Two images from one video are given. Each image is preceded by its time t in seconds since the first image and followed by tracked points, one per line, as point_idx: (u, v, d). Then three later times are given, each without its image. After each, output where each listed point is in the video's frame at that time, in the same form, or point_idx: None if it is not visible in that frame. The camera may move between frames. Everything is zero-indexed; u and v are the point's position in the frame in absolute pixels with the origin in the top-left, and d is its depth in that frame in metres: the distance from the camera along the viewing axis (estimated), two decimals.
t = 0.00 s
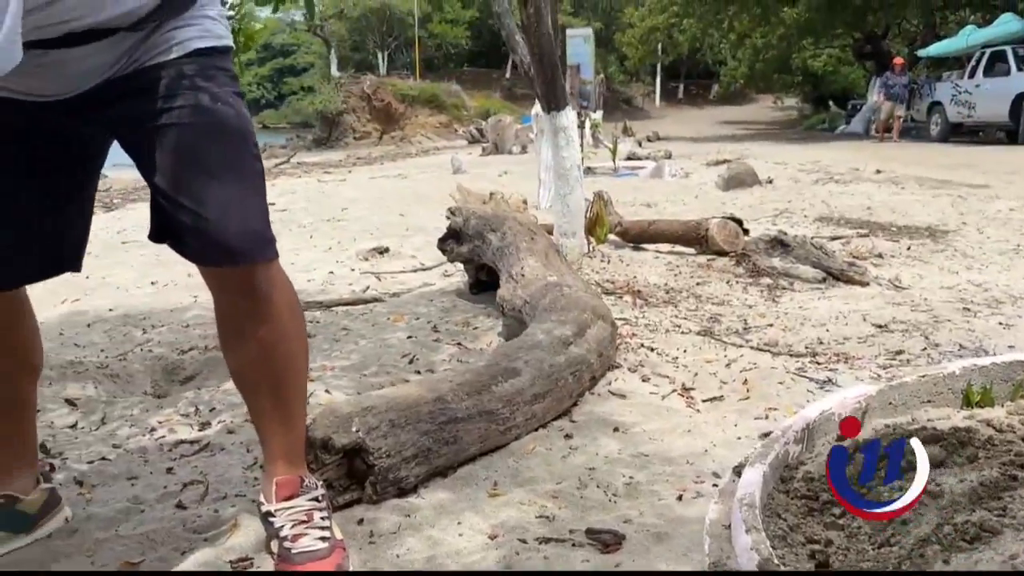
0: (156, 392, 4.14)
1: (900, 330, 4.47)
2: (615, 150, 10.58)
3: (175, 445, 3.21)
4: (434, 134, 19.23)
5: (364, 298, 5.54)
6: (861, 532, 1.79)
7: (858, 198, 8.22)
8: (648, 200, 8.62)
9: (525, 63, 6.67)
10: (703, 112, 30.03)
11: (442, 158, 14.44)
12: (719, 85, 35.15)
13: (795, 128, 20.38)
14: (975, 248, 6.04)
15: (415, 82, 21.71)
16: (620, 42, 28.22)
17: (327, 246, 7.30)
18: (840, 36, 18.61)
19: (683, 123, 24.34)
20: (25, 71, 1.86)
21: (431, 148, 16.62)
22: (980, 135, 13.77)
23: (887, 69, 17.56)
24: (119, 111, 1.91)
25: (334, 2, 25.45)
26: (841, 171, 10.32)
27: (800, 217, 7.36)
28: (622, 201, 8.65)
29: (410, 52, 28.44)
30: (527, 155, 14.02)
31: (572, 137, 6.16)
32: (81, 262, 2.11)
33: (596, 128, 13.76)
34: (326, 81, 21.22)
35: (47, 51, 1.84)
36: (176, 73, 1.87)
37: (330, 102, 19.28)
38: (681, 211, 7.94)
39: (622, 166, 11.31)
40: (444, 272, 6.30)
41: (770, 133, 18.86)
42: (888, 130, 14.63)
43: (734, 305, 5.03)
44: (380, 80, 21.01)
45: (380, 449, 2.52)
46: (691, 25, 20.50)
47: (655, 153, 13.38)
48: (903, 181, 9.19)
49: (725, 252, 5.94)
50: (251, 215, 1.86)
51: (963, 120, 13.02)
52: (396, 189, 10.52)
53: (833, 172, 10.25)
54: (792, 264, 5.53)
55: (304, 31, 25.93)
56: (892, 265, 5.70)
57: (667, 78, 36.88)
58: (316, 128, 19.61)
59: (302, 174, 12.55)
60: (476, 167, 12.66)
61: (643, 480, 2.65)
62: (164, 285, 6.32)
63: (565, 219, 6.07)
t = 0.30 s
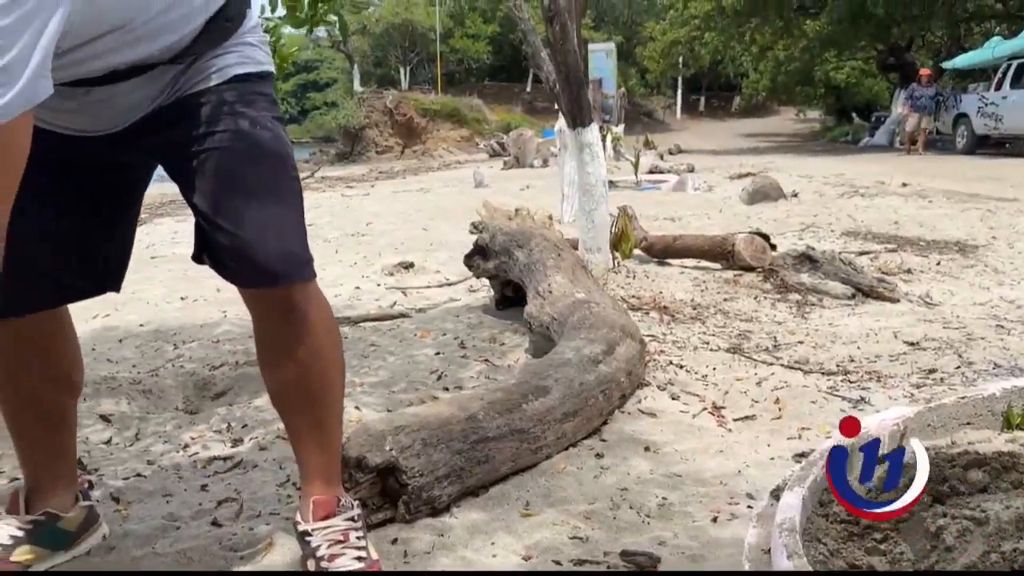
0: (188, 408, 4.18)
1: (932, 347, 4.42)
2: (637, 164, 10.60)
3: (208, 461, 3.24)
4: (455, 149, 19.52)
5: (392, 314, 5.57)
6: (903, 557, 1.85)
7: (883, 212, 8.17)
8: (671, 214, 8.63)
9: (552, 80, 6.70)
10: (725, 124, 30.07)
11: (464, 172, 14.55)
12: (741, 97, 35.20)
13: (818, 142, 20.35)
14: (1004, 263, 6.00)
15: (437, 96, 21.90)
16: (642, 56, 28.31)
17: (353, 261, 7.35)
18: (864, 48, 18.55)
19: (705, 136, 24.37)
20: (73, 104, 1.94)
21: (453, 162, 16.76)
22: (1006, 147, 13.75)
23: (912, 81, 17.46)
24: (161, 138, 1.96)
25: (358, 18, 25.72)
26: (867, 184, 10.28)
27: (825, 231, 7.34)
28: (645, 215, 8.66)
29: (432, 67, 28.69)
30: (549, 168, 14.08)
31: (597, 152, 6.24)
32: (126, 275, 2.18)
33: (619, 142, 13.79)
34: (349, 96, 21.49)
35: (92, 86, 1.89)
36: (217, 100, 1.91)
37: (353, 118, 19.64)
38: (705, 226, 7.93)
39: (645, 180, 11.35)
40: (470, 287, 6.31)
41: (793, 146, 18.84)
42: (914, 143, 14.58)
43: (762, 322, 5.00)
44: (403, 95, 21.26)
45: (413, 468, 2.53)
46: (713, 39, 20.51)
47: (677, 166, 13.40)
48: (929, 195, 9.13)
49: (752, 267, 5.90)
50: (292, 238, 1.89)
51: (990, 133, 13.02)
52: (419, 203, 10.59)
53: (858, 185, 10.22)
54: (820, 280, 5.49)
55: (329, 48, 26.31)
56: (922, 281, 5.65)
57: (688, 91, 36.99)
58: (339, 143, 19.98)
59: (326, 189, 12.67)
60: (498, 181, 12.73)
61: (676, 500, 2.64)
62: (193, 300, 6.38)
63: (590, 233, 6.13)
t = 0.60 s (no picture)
0: (216, 424, 4.20)
1: (964, 366, 4.36)
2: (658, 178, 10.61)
3: (238, 479, 3.25)
4: (475, 163, 19.71)
5: (417, 330, 5.57)
6: None
7: (909, 227, 8.12)
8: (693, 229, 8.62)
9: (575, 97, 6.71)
10: (746, 138, 30.07)
11: (484, 186, 14.64)
12: (761, 110, 35.20)
13: (839, 155, 20.29)
14: None
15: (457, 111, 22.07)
16: (660, 70, 28.40)
17: (376, 276, 7.38)
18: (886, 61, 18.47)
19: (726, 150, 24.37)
20: (109, 126, 1.93)
21: (473, 177, 16.88)
22: None
23: (936, 94, 17.36)
24: (198, 159, 2.00)
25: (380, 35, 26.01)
26: (890, 198, 10.22)
27: (850, 246, 7.31)
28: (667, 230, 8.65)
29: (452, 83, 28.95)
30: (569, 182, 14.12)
31: (622, 168, 6.23)
32: (162, 290, 2.23)
33: (639, 155, 13.81)
34: (370, 111, 21.71)
35: (128, 112, 1.88)
36: (255, 124, 1.94)
37: (373, 132, 19.93)
38: (728, 240, 7.91)
39: (665, 194, 11.36)
40: (494, 302, 6.32)
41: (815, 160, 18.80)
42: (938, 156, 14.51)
43: (790, 339, 4.96)
44: (423, 111, 21.46)
45: (444, 488, 2.52)
46: (733, 53, 20.53)
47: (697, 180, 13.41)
48: (954, 209, 9.07)
49: (778, 282, 5.88)
50: (323, 260, 1.90)
51: (1016, 146, 12.97)
52: (440, 217, 10.65)
53: (880, 199, 10.18)
54: (848, 297, 5.43)
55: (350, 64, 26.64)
56: (951, 297, 5.59)
57: (708, 105, 37.03)
58: (358, 157, 20.35)
59: (348, 204, 12.80)
60: (519, 195, 12.78)
61: (708, 522, 2.62)
62: (219, 315, 6.44)
63: (614, 249, 6.11)
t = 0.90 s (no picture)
0: (242, 441, 4.22)
1: (994, 385, 4.31)
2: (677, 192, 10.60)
3: (265, 497, 3.26)
4: (491, 178, 19.85)
5: (440, 346, 5.58)
6: None
7: (932, 242, 8.06)
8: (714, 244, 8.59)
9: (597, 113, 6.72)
10: (765, 152, 30.07)
11: (502, 201, 14.70)
12: (780, 124, 35.22)
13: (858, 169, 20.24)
14: None
15: (476, 127, 22.22)
16: (678, 85, 28.44)
17: (398, 292, 7.40)
18: (906, 75, 18.40)
19: (744, 164, 24.35)
20: (137, 144, 1.95)
21: (490, 191, 16.97)
22: None
23: (957, 108, 17.27)
24: (227, 180, 2.01)
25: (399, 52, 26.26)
26: (911, 213, 10.16)
27: (873, 261, 7.26)
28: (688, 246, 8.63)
29: (470, 98, 29.16)
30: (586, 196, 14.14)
31: (644, 184, 6.22)
32: (194, 309, 2.24)
33: (657, 169, 13.81)
34: (387, 125, 21.90)
35: (157, 129, 1.90)
36: (287, 148, 1.96)
37: (391, 147, 20.12)
38: (748, 256, 7.89)
39: (684, 210, 11.36)
40: (515, 318, 6.31)
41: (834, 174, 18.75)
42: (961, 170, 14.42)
43: (815, 357, 4.92)
44: (441, 127, 21.64)
45: (472, 508, 2.52)
46: (751, 67, 20.51)
47: (715, 194, 13.39)
48: (977, 224, 9.00)
49: (802, 299, 5.83)
50: (349, 283, 1.91)
51: None
52: (459, 232, 10.69)
53: (901, 214, 10.13)
54: (873, 315, 5.38)
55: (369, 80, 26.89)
56: (977, 314, 5.54)
57: (724, 119, 37.11)
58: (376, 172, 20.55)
59: (367, 219, 12.88)
60: (537, 209, 12.81)
61: (738, 544, 2.59)
62: (243, 331, 6.48)
63: (635, 265, 6.09)
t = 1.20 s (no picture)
0: (264, 458, 4.23)
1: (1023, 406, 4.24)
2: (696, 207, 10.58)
3: (288, 515, 3.26)
4: (507, 193, 19.92)
5: (461, 363, 5.57)
6: None
7: (956, 257, 7.98)
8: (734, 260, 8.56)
9: (616, 129, 6.71)
10: (783, 165, 30.00)
11: (519, 215, 14.74)
12: (798, 139, 35.12)
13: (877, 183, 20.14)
14: None
15: (494, 141, 22.31)
16: (694, 100, 28.44)
17: (417, 307, 7.42)
18: (925, 89, 18.32)
19: (762, 178, 24.31)
20: (160, 159, 1.95)
21: (506, 206, 17.03)
22: None
23: (978, 121, 17.16)
24: (251, 200, 2.02)
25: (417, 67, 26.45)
26: (933, 227, 10.08)
27: (896, 277, 7.20)
28: (708, 261, 8.60)
29: (487, 113, 29.31)
30: (603, 211, 14.13)
31: (664, 201, 6.19)
32: (223, 326, 2.25)
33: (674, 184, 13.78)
34: (405, 140, 22.04)
35: (182, 145, 1.89)
36: (317, 174, 1.97)
37: (408, 162, 20.25)
38: (768, 271, 7.85)
39: (703, 224, 11.33)
40: (535, 334, 6.30)
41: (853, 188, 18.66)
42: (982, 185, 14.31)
43: (839, 375, 4.88)
44: (458, 141, 21.75)
45: (497, 531, 2.52)
46: (769, 82, 20.46)
47: (733, 208, 13.36)
48: (1001, 239, 8.91)
49: (824, 316, 5.77)
50: (372, 306, 1.91)
51: None
52: (477, 246, 10.71)
53: (923, 228, 10.05)
54: (898, 333, 5.33)
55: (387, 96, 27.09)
56: (1004, 332, 5.47)
57: (742, 133, 37.04)
58: (393, 187, 20.66)
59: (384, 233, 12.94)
60: (555, 224, 12.83)
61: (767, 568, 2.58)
62: (264, 347, 6.51)
63: (655, 282, 6.06)
